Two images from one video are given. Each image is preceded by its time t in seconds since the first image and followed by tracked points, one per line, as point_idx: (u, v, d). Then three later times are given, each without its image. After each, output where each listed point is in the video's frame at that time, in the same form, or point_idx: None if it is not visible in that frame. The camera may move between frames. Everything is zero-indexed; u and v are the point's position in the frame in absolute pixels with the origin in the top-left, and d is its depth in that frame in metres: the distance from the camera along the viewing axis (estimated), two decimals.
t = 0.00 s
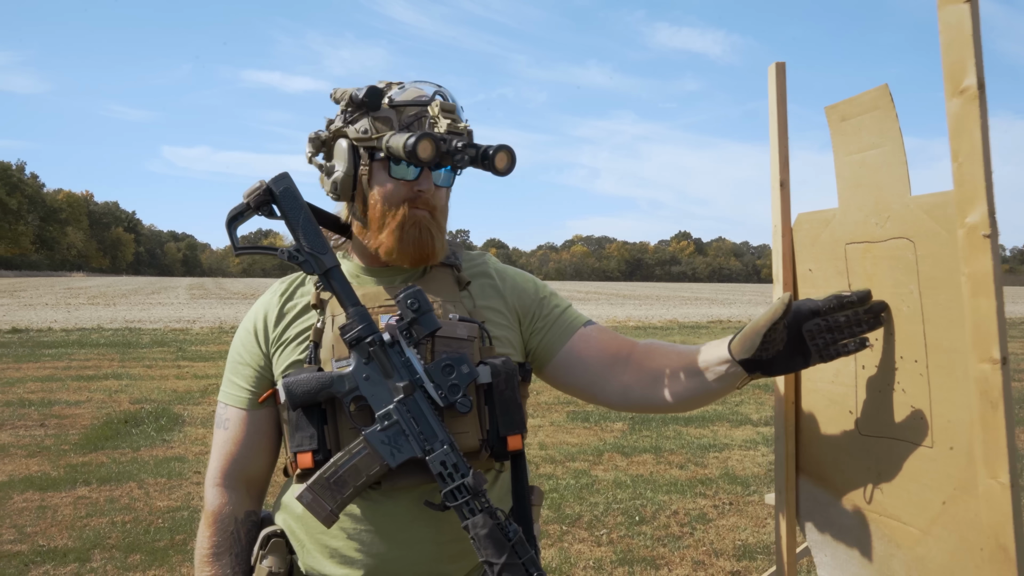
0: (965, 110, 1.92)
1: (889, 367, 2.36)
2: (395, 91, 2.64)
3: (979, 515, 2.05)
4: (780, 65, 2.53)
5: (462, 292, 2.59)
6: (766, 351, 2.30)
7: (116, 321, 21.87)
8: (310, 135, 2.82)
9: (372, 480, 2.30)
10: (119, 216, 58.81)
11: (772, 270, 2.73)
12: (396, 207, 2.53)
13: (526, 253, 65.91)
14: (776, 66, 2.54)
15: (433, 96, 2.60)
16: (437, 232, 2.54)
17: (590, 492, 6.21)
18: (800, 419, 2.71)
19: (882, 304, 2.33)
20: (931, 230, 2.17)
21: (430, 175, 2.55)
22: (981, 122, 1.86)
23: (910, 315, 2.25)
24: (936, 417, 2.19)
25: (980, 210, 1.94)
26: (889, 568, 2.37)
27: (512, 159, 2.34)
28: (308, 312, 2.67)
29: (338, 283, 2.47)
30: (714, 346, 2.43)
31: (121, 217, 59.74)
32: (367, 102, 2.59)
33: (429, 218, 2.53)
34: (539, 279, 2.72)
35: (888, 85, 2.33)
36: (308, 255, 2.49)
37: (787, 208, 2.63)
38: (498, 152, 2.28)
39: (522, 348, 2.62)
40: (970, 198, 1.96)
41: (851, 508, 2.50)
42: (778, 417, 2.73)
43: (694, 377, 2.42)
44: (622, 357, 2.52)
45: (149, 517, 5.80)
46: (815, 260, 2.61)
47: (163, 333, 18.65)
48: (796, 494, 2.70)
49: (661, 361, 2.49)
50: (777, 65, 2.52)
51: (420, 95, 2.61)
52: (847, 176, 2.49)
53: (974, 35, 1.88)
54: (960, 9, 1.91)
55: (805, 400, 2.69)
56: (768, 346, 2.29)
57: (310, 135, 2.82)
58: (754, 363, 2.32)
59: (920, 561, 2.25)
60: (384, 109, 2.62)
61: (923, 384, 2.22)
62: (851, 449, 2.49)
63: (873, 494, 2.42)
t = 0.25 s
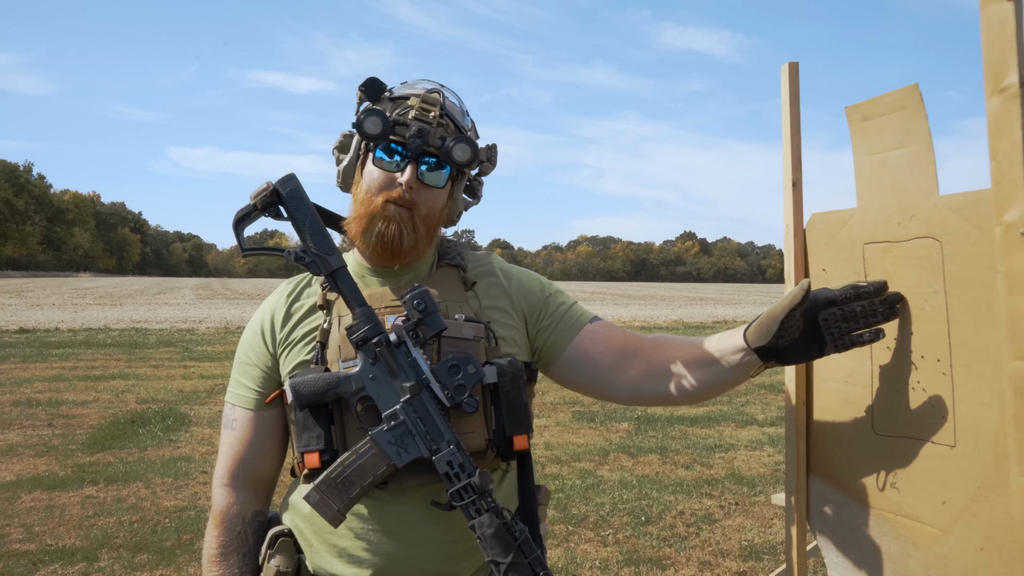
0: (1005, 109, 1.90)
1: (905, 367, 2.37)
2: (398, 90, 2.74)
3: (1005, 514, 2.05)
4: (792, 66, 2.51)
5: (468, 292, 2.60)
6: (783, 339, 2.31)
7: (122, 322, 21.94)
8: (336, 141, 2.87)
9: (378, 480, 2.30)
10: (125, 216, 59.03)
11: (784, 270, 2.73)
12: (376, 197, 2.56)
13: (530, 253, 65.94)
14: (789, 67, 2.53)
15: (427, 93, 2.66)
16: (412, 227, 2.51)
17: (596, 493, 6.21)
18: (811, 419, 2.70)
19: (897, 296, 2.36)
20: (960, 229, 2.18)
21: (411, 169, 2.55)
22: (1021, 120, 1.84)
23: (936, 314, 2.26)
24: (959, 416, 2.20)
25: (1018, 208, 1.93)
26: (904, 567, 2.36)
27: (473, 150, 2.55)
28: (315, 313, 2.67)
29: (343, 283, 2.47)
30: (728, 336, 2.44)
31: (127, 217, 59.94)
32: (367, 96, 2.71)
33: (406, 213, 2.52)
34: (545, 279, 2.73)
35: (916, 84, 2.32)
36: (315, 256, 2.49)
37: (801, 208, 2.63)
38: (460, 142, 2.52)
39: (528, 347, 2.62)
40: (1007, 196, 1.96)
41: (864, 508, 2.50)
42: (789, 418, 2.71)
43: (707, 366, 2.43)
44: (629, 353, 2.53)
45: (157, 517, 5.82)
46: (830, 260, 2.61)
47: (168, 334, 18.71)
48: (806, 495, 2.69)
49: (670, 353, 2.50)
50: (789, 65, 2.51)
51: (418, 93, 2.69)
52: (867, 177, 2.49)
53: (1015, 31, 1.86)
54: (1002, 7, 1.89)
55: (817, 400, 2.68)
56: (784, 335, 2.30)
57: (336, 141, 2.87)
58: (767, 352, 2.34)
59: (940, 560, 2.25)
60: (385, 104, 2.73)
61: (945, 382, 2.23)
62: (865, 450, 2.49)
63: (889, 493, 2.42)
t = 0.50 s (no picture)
0: None
1: (917, 367, 2.38)
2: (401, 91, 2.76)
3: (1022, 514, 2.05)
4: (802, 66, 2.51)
5: (475, 293, 2.61)
6: (795, 338, 2.31)
7: (127, 322, 22.00)
8: (343, 150, 2.91)
9: (385, 480, 2.32)
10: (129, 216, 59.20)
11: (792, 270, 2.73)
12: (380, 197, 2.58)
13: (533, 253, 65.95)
14: (798, 68, 2.54)
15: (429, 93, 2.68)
16: (417, 225, 2.52)
17: (601, 493, 6.22)
18: (820, 418, 2.70)
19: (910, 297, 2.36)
20: (977, 229, 2.19)
21: (414, 168, 2.56)
22: None
23: (952, 314, 2.26)
24: (975, 417, 2.20)
25: None
26: (915, 567, 2.37)
27: (472, 145, 2.57)
28: (323, 313, 2.69)
29: (351, 284, 2.48)
30: (739, 333, 2.44)
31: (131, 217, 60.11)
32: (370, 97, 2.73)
33: (411, 212, 2.53)
34: (552, 279, 2.74)
35: (936, 85, 2.32)
36: (323, 256, 2.50)
37: (810, 208, 2.63)
38: (459, 138, 2.53)
39: (534, 347, 2.63)
40: None
41: (875, 508, 2.50)
42: (798, 417, 2.71)
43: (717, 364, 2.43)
44: (636, 351, 2.53)
45: (163, 516, 5.84)
46: (840, 261, 2.62)
47: (173, 334, 18.76)
48: (815, 494, 2.69)
49: (677, 351, 2.51)
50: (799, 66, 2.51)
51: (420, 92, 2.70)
52: (880, 177, 2.49)
53: None
54: None
55: (826, 400, 2.69)
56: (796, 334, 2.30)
57: (343, 150, 2.91)
58: (779, 350, 2.34)
59: (954, 560, 2.26)
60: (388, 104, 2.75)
61: (960, 383, 2.24)
62: (876, 449, 2.50)
63: (900, 493, 2.42)
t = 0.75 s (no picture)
0: None
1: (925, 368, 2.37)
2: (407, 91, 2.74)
3: None
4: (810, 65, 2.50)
5: (482, 293, 2.61)
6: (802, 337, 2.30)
7: (131, 321, 22.04)
8: (348, 149, 2.90)
9: (394, 480, 2.31)
10: (133, 216, 59.34)
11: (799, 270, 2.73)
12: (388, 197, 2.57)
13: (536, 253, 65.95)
14: (805, 67, 2.53)
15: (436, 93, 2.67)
16: (428, 224, 2.52)
17: (606, 493, 6.21)
18: (828, 419, 2.69)
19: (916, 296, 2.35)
20: (987, 229, 2.18)
21: (423, 168, 2.56)
22: None
23: (961, 315, 2.25)
24: (983, 417, 2.19)
25: None
26: (924, 568, 2.36)
27: (483, 146, 2.57)
28: (330, 313, 2.68)
29: (359, 284, 2.48)
30: (744, 332, 2.44)
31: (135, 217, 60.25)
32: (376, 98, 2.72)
33: (421, 211, 2.52)
34: (558, 279, 2.73)
35: (944, 85, 2.31)
36: (330, 257, 2.50)
37: (818, 208, 2.62)
38: (470, 140, 2.53)
39: (541, 347, 2.63)
40: None
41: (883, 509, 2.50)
42: (805, 418, 2.70)
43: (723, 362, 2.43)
44: (643, 350, 2.53)
45: (169, 515, 5.85)
46: (848, 261, 2.61)
47: (178, 334, 18.80)
48: (823, 495, 2.69)
49: (685, 351, 2.50)
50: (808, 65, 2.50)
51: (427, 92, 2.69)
52: (889, 177, 2.48)
53: None
54: None
55: (835, 400, 2.67)
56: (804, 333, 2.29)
57: (348, 150, 2.90)
58: (785, 350, 2.33)
59: (963, 562, 2.25)
60: (394, 105, 2.74)
61: (968, 383, 2.23)
62: (884, 451, 2.48)
63: (909, 494, 2.41)
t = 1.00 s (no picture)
0: None
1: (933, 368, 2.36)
2: (418, 90, 2.63)
3: None
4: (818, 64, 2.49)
5: (489, 292, 2.60)
6: (810, 344, 2.30)
7: (138, 321, 22.09)
8: (346, 136, 2.82)
9: (405, 480, 2.31)
10: (138, 216, 59.51)
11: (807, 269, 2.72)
12: (411, 205, 2.53)
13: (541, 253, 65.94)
14: (814, 65, 2.52)
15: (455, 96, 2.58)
16: (453, 230, 2.53)
17: (612, 492, 6.20)
18: (837, 418, 2.68)
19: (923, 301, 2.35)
20: (992, 229, 2.17)
21: (446, 174, 2.53)
22: None
23: (967, 314, 2.24)
24: (991, 417, 2.19)
25: None
26: (933, 568, 2.35)
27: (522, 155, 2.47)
28: (338, 312, 2.68)
29: (369, 284, 2.48)
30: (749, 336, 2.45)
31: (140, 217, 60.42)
32: (387, 100, 2.56)
33: (446, 218, 2.52)
34: (566, 279, 2.73)
35: (948, 83, 2.30)
36: (340, 257, 2.49)
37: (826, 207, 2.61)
38: (509, 148, 2.43)
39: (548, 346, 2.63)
40: None
41: (892, 509, 2.49)
42: (814, 417, 2.69)
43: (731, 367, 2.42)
44: (649, 352, 2.52)
45: (176, 515, 5.86)
46: (855, 260, 2.60)
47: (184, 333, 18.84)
48: (832, 495, 2.67)
49: (692, 356, 2.48)
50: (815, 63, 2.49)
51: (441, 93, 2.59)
52: (895, 176, 2.47)
53: None
54: None
55: (843, 400, 2.66)
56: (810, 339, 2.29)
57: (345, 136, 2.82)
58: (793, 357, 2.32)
59: (972, 562, 2.24)
60: (404, 107, 2.60)
61: (975, 383, 2.22)
62: (893, 450, 2.47)
63: (918, 494, 2.40)
